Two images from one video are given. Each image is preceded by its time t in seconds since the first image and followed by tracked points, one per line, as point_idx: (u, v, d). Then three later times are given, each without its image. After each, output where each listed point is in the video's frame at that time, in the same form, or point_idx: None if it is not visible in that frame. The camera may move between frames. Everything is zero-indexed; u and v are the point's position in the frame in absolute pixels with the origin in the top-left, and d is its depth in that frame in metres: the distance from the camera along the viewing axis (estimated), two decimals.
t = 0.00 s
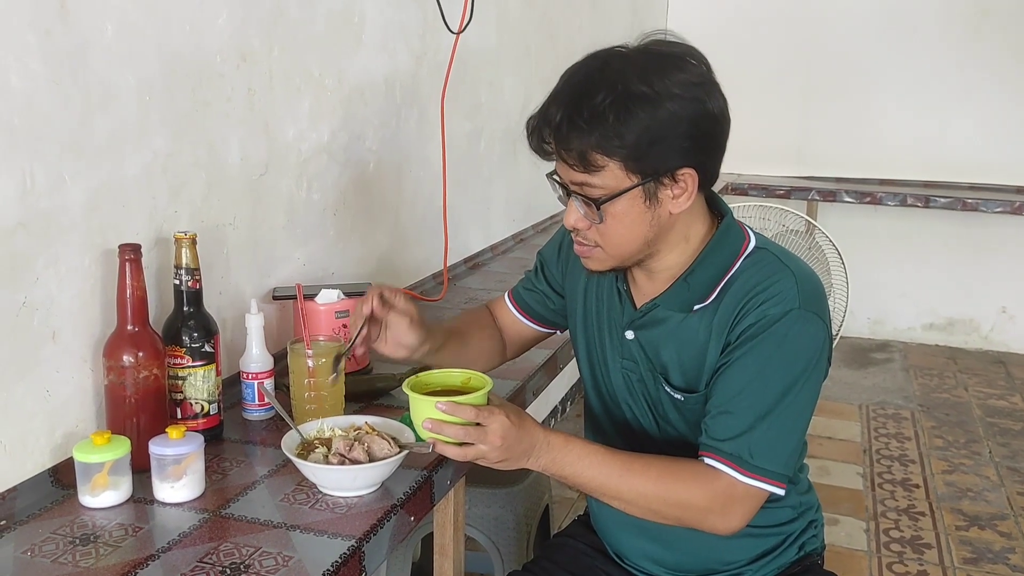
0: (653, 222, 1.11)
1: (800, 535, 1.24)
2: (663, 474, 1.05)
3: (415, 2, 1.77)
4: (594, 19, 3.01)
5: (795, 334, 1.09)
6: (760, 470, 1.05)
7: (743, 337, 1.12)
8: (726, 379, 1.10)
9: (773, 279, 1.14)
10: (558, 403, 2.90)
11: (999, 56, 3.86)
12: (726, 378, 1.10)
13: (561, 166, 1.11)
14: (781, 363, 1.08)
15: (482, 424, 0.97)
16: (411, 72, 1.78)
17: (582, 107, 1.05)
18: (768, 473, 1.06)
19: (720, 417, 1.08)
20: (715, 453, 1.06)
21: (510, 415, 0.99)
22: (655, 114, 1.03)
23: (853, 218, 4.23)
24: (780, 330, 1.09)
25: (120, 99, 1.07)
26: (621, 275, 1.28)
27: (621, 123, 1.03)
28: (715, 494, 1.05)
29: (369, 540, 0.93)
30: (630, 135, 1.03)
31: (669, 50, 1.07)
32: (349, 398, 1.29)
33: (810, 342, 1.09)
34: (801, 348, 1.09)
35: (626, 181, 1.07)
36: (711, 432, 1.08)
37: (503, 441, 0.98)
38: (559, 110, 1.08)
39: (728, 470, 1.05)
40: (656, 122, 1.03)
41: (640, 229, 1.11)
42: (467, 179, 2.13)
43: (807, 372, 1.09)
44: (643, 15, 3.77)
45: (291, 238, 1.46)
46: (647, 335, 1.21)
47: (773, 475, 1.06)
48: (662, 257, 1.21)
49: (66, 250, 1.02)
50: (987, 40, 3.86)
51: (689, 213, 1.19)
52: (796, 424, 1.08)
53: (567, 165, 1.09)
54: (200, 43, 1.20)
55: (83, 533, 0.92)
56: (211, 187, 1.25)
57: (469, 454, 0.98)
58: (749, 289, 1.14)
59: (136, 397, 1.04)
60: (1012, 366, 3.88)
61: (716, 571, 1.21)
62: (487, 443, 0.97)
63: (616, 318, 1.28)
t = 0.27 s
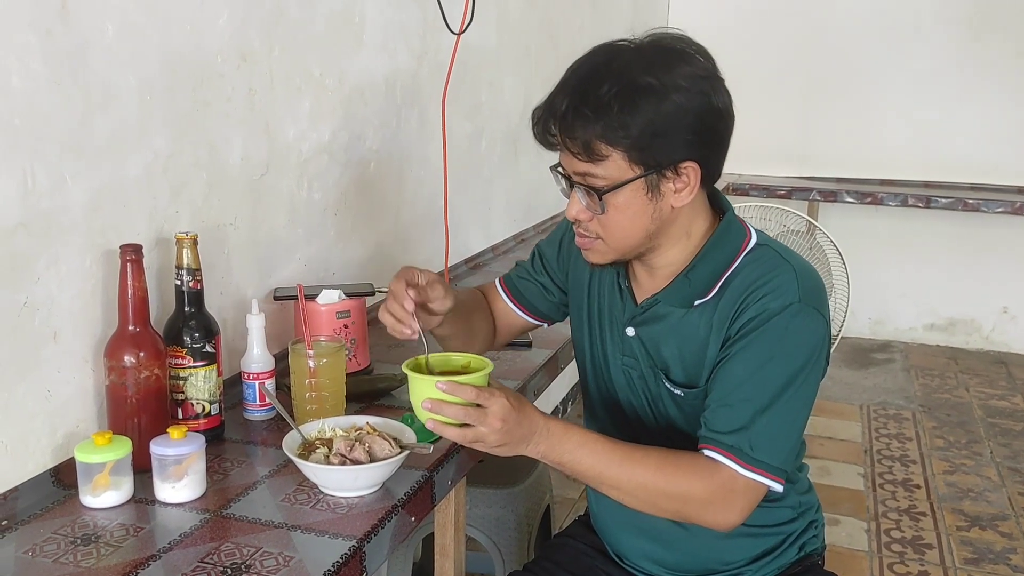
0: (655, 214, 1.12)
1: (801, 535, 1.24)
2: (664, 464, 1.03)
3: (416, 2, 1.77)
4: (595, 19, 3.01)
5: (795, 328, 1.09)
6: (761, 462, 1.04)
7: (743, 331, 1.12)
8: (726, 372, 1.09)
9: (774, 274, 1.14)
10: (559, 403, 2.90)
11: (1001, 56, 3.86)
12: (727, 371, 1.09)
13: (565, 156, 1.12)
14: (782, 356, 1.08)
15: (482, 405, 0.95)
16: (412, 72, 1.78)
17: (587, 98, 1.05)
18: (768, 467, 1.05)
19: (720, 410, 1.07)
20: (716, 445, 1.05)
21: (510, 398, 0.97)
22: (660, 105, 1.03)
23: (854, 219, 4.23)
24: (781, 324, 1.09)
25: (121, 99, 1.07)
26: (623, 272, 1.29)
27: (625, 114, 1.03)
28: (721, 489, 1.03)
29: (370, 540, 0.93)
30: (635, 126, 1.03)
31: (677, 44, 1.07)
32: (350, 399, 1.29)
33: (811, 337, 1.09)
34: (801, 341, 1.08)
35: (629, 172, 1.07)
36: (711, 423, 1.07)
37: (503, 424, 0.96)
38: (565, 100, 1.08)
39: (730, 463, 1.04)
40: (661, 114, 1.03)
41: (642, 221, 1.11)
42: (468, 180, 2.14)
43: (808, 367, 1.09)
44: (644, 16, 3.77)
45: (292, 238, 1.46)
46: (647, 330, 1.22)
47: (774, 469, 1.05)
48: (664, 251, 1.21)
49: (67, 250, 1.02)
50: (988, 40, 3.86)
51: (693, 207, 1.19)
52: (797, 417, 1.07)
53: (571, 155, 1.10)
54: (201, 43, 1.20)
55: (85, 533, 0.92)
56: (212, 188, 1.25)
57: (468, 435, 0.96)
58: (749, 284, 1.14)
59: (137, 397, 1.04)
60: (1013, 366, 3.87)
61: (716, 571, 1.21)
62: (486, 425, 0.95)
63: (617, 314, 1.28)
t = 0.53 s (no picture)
0: (659, 211, 1.12)
1: (800, 535, 1.24)
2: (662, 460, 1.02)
3: (416, 3, 1.77)
4: (595, 19, 3.02)
5: (794, 323, 1.09)
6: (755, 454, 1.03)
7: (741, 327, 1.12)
8: (723, 365, 1.09)
9: (773, 272, 1.14)
10: (559, 403, 2.90)
11: (1001, 56, 3.86)
12: (723, 364, 1.09)
13: (570, 152, 1.11)
14: (779, 350, 1.07)
15: (469, 396, 0.94)
16: (412, 73, 1.78)
17: (594, 93, 1.05)
18: (763, 462, 1.04)
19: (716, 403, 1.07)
20: (710, 436, 1.04)
21: (498, 390, 0.96)
22: (667, 101, 1.03)
23: (854, 219, 4.23)
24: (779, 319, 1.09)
25: (122, 99, 1.07)
26: (624, 269, 1.29)
27: (633, 109, 1.03)
28: (720, 483, 1.02)
29: (371, 540, 0.93)
30: (642, 121, 1.04)
31: (683, 41, 1.07)
32: (351, 399, 1.29)
33: (809, 333, 1.09)
34: (799, 336, 1.08)
35: (635, 168, 1.07)
36: (706, 416, 1.07)
37: (490, 415, 0.94)
38: (571, 95, 1.08)
39: (724, 454, 1.03)
40: (668, 110, 1.04)
41: (647, 217, 1.11)
42: (468, 180, 2.14)
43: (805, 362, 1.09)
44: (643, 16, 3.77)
45: (292, 238, 1.46)
46: (647, 328, 1.22)
47: (769, 462, 1.04)
48: (664, 250, 1.21)
49: (67, 250, 1.02)
50: (988, 40, 3.87)
51: (697, 205, 1.20)
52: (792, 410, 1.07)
53: (577, 150, 1.09)
54: (201, 43, 1.20)
55: (86, 533, 0.92)
56: (212, 188, 1.25)
57: (454, 426, 0.94)
58: (749, 281, 1.15)
59: (137, 397, 1.04)
60: (1013, 366, 3.87)
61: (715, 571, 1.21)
62: (472, 417, 0.94)
63: (618, 311, 1.29)
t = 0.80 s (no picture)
0: (655, 211, 1.12)
1: (798, 536, 1.24)
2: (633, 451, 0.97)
3: (416, 4, 1.78)
4: (595, 19, 3.02)
5: (780, 318, 1.07)
6: (732, 445, 0.99)
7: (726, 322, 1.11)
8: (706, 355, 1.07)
9: (762, 271, 1.13)
10: (559, 404, 2.91)
11: (1000, 56, 3.87)
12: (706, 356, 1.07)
13: (566, 153, 1.12)
14: (763, 343, 1.05)
15: (421, 390, 0.90)
16: (412, 73, 1.79)
17: (590, 92, 1.06)
18: (741, 451, 1.00)
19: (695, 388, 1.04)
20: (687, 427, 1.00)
21: (454, 384, 0.91)
22: (663, 100, 1.04)
23: (853, 219, 4.24)
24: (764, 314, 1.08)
25: (122, 100, 1.08)
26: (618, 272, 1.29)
27: (629, 108, 1.04)
28: (702, 474, 0.98)
29: (371, 539, 0.93)
30: (639, 120, 1.04)
31: (677, 40, 1.08)
32: (351, 399, 1.29)
33: (796, 329, 1.07)
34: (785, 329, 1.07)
35: (631, 168, 1.07)
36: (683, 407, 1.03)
37: (444, 410, 0.90)
38: (566, 96, 1.08)
39: (704, 444, 0.99)
40: (664, 109, 1.04)
41: (643, 218, 1.12)
42: (468, 180, 2.14)
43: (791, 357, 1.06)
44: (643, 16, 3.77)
45: (292, 238, 1.46)
46: (641, 330, 1.23)
47: (747, 455, 1.00)
48: (659, 252, 1.22)
49: (68, 250, 1.03)
50: (987, 40, 3.87)
51: (691, 207, 1.21)
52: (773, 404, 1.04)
53: (572, 150, 1.10)
54: (202, 44, 1.21)
55: (87, 533, 0.92)
56: (212, 188, 1.26)
57: (405, 420, 0.90)
58: (739, 279, 1.14)
59: (138, 398, 1.05)
60: (1013, 366, 3.88)
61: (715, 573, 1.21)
62: (424, 411, 0.89)
63: (613, 312, 1.29)
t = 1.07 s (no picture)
0: (636, 232, 1.12)
1: (795, 538, 1.25)
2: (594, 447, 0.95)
3: (416, 5, 1.78)
4: (595, 20, 3.02)
5: (761, 323, 1.06)
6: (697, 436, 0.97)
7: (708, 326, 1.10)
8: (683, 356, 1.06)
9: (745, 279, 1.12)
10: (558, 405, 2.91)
11: (1001, 56, 3.87)
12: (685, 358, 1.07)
13: (543, 175, 1.11)
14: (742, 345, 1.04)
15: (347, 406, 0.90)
16: (412, 74, 1.79)
17: (565, 116, 1.05)
18: (707, 445, 0.98)
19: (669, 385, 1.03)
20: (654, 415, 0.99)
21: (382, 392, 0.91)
22: (637, 123, 1.02)
23: (854, 220, 4.24)
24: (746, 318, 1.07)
25: (125, 101, 1.08)
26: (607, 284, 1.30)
27: (603, 133, 1.03)
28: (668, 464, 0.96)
29: (371, 539, 0.93)
30: (612, 144, 1.03)
31: (650, 57, 1.06)
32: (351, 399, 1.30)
33: (778, 333, 1.06)
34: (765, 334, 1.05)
35: (608, 192, 1.07)
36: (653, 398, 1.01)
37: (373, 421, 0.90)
38: (541, 119, 1.08)
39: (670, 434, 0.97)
40: (640, 130, 1.03)
41: (623, 239, 1.11)
42: (468, 181, 2.15)
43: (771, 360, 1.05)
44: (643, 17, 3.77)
45: (294, 239, 1.47)
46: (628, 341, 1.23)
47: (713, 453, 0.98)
48: (646, 270, 1.22)
49: (70, 250, 1.03)
50: (988, 41, 3.88)
51: (675, 222, 1.20)
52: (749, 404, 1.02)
53: (549, 174, 1.09)
54: (203, 45, 1.21)
55: (89, 532, 0.93)
56: (214, 189, 1.26)
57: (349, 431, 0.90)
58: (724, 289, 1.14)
59: (140, 397, 1.05)
60: (1013, 367, 3.88)
61: None
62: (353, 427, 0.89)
63: (602, 323, 1.29)
